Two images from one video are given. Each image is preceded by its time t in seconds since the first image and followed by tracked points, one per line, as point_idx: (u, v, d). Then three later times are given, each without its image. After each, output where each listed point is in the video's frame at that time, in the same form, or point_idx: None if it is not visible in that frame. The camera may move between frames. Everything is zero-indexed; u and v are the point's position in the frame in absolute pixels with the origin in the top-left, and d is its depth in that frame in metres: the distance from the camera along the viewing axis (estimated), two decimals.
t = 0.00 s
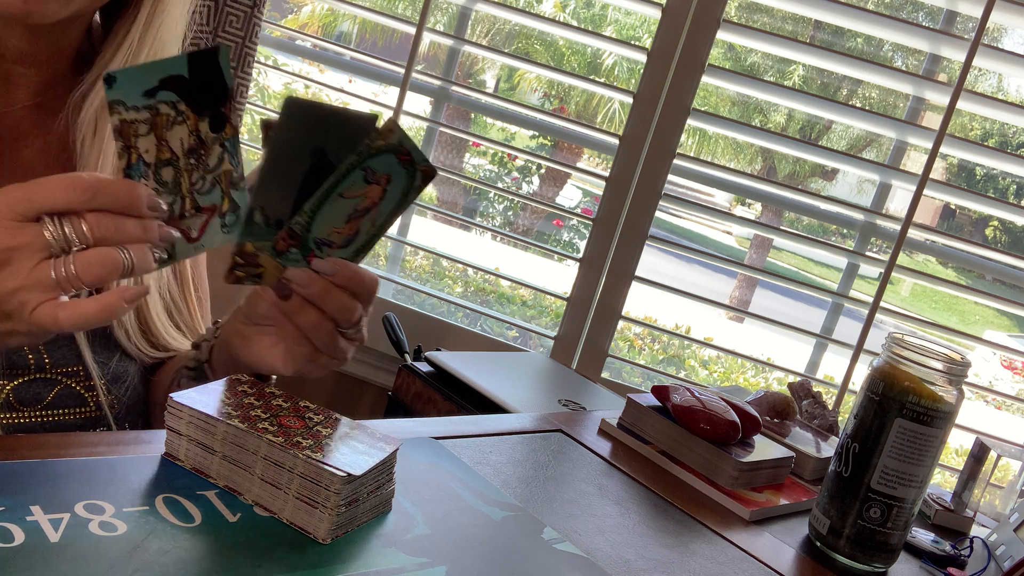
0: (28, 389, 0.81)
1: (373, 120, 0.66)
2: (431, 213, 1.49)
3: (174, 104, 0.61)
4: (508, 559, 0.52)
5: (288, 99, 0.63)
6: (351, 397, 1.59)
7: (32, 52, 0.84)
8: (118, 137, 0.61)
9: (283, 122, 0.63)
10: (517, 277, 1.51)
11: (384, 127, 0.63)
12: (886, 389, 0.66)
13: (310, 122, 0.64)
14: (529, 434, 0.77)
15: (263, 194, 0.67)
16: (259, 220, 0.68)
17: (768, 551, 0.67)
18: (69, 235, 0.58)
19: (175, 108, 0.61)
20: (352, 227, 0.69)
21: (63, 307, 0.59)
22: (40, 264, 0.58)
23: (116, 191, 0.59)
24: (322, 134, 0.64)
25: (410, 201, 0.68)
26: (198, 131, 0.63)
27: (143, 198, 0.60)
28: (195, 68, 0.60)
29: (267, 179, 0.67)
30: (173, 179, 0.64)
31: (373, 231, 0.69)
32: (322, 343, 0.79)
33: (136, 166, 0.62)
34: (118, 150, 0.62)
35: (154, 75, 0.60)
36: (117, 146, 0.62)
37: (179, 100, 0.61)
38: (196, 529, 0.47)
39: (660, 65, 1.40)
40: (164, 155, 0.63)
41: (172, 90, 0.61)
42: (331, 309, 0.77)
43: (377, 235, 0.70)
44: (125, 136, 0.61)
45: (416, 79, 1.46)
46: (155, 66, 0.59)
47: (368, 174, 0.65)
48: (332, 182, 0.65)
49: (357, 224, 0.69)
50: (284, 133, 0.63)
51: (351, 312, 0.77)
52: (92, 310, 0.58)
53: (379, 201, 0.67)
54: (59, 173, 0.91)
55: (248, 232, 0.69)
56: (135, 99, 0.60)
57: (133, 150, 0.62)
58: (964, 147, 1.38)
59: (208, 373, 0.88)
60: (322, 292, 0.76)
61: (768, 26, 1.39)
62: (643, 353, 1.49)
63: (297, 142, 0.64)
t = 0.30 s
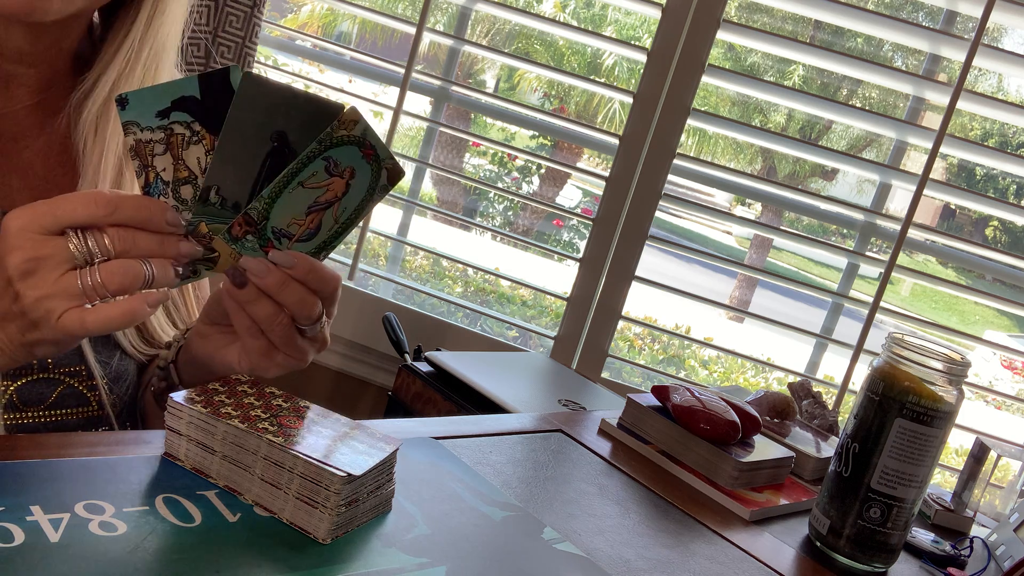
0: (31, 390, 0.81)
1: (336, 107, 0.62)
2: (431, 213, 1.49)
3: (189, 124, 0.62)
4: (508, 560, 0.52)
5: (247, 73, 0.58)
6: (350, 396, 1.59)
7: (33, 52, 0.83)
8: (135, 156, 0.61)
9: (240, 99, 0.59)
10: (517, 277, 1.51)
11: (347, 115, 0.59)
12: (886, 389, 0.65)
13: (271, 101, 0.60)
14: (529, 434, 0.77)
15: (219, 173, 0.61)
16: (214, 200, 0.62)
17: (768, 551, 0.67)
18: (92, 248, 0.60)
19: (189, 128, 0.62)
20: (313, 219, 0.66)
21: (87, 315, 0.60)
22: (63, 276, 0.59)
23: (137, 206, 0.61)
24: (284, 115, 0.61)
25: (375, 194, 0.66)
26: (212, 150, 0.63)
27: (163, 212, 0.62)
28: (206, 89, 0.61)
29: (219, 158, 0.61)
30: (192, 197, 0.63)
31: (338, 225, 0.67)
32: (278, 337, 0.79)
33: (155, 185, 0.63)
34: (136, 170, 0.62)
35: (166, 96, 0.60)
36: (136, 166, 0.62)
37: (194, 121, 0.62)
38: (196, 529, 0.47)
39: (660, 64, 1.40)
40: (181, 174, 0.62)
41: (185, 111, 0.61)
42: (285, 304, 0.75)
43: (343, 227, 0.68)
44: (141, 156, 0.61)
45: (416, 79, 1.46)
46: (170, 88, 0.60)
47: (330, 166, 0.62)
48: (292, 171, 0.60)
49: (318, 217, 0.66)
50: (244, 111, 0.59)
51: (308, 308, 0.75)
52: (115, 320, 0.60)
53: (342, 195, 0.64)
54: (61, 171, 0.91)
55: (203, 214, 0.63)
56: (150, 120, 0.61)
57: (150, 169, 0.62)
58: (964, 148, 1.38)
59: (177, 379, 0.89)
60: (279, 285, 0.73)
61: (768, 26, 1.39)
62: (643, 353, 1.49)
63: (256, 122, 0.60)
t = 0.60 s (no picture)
0: (28, 389, 0.81)
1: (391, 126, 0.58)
2: (431, 213, 1.49)
3: (252, 119, 0.57)
4: (508, 560, 0.52)
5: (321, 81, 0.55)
6: (350, 397, 1.59)
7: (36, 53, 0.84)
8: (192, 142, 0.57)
9: (304, 103, 0.57)
10: (517, 277, 1.51)
11: (401, 133, 0.58)
12: (886, 389, 0.66)
13: (333, 109, 0.57)
14: (529, 433, 0.77)
15: (272, 170, 0.59)
16: (265, 196, 0.60)
17: (768, 551, 0.67)
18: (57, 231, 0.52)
19: (252, 123, 0.57)
20: (352, 230, 0.65)
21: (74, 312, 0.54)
22: (39, 265, 0.53)
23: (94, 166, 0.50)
24: (343, 126, 0.58)
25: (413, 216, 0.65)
26: (271, 149, 0.58)
27: (123, 160, 0.50)
28: (277, 87, 0.56)
29: (275, 159, 0.59)
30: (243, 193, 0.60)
31: (373, 242, 0.67)
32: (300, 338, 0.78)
33: (208, 176, 0.59)
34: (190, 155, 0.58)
35: (237, 87, 0.55)
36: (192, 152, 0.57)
37: (258, 117, 0.57)
38: (196, 528, 0.47)
39: (660, 64, 1.40)
40: (236, 167, 0.59)
41: (253, 106, 0.56)
42: (313, 308, 0.75)
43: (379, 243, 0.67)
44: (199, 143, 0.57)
45: (416, 79, 1.47)
46: (238, 82, 0.55)
47: (377, 180, 0.61)
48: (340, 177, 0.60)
49: (358, 228, 0.65)
50: (305, 116, 0.57)
51: (333, 314, 0.75)
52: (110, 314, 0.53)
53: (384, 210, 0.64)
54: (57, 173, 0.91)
55: (251, 207, 0.61)
56: (213, 110, 0.56)
57: (206, 158, 0.58)
58: (964, 147, 1.38)
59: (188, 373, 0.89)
60: (309, 286, 0.72)
61: (768, 25, 1.39)
62: (643, 353, 1.49)
63: (316, 128, 0.58)
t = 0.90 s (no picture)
0: (28, 391, 0.80)
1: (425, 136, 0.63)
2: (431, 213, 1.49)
3: (292, 126, 0.63)
4: (508, 560, 0.52)
5: (360, 92, 0.58)
6: (350, 398, 1.60)
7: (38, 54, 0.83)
8: (236, 144, 0.63)
9: (345, 114, 0.60)
10: (517, 277, 1.51)
11: (435, 147, 0.60)
12: (886, 389, 0.65)
13: (371, 121, 0.61)
14: (529, 433, 0.77)
15: (310, 176, 0.63)
16: (301, 200, 0.64)
17: (768, 551, 0.67)
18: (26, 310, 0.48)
19: (291, 130, 0.63)
20: (381, 239, 0.67)
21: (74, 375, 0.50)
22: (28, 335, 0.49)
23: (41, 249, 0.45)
24: (379, 136, 0.62)
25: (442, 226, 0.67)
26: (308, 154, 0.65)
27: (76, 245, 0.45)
28: (315, 98, 0.62)
29: (314, 161, 0.62)
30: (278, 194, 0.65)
31: (401, 249, 0.69)
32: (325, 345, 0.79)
33: (249, 176, 0.64)
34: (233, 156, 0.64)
35: (278, 96, 0.61)
36: (235, 153, 0.63)
37: (296, 123, 0.63)
38: (196, 529, 0.47)
39: (660, 64, 1.40)
40: (275, 170, 0.65)
41: (292, 113, 0.63)
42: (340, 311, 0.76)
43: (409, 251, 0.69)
44: (243, 144, 0.63)
45: (416, 79, 1.46)
46: (280, 91, 0.61)
47: (409, 192, 0.63)
48: (373, 189, 0.61)
49: (388, 236, 0.66)
50: (345, 125, 0.60)
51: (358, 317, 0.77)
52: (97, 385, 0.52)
53: (413, 220, 0.65)
54: (63, 171, 0.92)
55: (286, 210, 0.64)
56: (257, 115, 0.62)
57: (248, 159, 0.64)
58: (964, 148, 1.38)
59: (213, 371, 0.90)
60: (337, 290, 0.74)
61: (768, 26, 1.39)
62: (643, 353, 1.49)
63: (352, 138, 0.61)
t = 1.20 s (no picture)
0: (27, 391, 0.80)
1: (433, 133, 0.65)
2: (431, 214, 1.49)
3: (302, 124, 0.65)
4: (508, 560, 0.52)
5: (368, 90, 0.60)
6: (350, 398, 1.59)
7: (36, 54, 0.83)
8: (249, 143, 0.65)
9: (352, 112, 0.61)
10: (517, 277, 1.51)
11: (443, 144, 0.61)
12: (886, 389, 0.66)
13: (379, 119, 0.62)
14: (529, 433, 0.77)
15: (321, 173, 0.65)
16: (313, 197, 0.66)
17: (768, 551, 0.67)
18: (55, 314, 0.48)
19: (302, 128, 0.65)
20: (393, 235, 0.68)
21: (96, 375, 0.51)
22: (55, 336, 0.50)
23: (75, 262, 0.45)
24: (387, 132, 0.63)
25: (453, 222, 0.68)
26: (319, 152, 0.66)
27: (106, 256, 0.44)
28: (324, 95, 0.64)
29: (325, 158, 0.64)
30: (291, 191, 0.67)
31: (413, 245, 0.70)
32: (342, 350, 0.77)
33: (261, 174, 0.66)
34: (246, 156, 0.65)
35: (287, 95, 0.62)
36: (248, 152, 0.65)
37: (306, 122, 0.65)
38: (196, 529, 0.47)
39: (660, 64, 1.40)
40: (287, 168, 0.66)
41: (302, 112, 0.64)
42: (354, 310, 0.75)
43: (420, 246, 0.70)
44: (255, 143, 0.65)
45: (416, 79, 1.46)
46: (290, 89, 0.62)
47: (419, 187, 0.63)
48: (383, 186, 0.62)
49: (399, 233, 0.68)
50: (353, 121, 0.61)
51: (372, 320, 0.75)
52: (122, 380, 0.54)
53: (424, 217, 0.66)
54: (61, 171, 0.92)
55: (299, 206, 0.66)
56: (268, 114, 0.63)
57: (261, 157, 0.65)
58: (964, 148, 1.38)
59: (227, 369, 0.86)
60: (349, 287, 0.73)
61: (768, 26, 1.39)
62: (643, 353, 1.49)
63: (361, 135, 0.63)
